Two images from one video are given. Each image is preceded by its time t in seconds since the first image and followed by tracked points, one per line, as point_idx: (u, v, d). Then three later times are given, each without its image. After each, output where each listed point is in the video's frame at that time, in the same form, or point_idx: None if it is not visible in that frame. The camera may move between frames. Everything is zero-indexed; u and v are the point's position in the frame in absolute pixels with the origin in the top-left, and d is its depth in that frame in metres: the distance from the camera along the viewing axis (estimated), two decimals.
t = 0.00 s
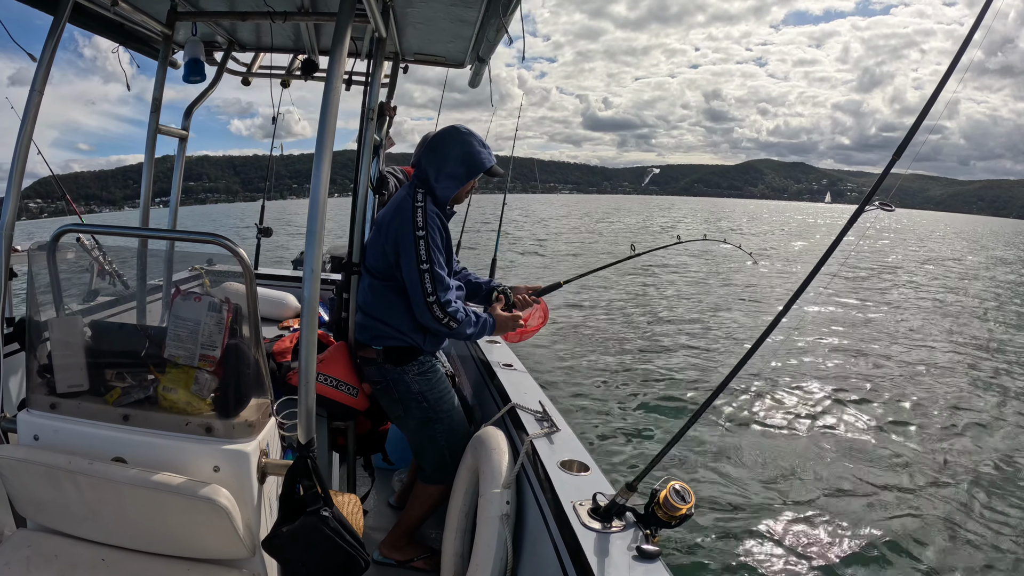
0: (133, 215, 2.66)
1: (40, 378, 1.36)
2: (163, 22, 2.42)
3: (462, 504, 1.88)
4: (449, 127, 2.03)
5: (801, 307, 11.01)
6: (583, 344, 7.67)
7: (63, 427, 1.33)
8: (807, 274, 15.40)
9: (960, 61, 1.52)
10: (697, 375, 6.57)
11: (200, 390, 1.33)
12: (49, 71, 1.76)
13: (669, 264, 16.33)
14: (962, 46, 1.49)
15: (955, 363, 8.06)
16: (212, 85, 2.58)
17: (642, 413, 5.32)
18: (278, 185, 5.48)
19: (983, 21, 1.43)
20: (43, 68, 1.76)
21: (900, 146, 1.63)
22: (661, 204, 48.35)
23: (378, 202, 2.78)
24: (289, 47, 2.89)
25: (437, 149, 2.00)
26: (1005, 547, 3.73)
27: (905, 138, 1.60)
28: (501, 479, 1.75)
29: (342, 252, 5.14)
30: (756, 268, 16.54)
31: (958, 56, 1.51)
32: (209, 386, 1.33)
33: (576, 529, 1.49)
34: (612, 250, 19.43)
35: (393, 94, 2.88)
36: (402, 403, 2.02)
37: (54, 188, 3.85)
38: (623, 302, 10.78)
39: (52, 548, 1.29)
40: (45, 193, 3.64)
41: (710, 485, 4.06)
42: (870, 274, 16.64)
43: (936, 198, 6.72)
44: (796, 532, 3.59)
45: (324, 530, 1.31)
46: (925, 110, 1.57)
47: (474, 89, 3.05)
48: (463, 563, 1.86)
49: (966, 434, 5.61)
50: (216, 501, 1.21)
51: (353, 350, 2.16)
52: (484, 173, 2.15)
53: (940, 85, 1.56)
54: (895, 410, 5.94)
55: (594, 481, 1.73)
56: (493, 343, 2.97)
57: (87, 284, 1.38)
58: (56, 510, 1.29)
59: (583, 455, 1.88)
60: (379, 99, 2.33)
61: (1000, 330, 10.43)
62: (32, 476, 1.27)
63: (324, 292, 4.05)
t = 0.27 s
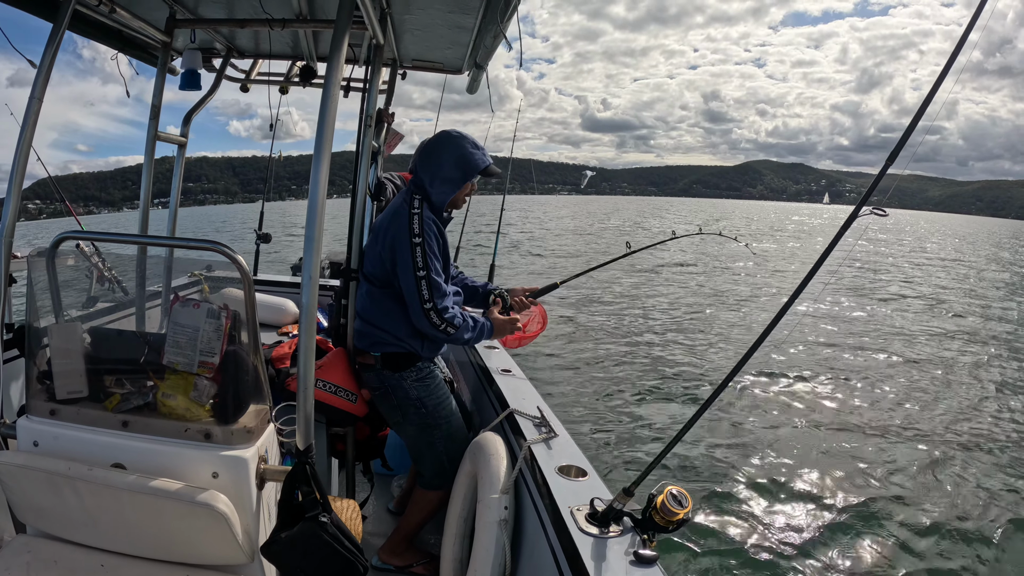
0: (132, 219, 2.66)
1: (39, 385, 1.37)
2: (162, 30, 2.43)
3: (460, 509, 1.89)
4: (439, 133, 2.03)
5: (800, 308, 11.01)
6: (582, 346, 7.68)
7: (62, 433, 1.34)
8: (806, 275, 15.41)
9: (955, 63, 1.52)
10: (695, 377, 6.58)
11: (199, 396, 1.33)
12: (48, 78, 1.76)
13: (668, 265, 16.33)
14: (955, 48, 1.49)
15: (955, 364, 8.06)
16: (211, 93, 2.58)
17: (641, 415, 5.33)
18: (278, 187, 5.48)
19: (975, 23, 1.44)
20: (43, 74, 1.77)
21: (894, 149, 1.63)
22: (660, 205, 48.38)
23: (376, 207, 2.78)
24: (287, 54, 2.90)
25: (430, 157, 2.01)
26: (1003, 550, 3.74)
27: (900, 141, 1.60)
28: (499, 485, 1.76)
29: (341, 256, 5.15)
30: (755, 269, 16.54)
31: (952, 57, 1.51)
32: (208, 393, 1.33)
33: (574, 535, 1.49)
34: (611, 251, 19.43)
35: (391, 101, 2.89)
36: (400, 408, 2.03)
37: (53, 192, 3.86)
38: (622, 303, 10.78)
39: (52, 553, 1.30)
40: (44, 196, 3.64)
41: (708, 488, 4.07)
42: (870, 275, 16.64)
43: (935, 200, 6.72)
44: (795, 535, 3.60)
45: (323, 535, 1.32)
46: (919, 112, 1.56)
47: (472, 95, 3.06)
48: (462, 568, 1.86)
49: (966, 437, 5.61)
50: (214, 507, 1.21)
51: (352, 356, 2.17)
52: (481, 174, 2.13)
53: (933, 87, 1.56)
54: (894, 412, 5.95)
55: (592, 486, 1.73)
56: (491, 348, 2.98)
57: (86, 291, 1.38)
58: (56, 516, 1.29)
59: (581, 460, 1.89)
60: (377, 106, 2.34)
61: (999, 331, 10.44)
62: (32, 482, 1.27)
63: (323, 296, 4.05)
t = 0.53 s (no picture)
0: (129, 221, 2.67)
1: (36, 387, 1.37)
2: (160, 33, 2.43)
3: (457, 512, 1.89)
4: (426, 138, 2.03)
5: (798, 309, 11.03)
6: (580, 347, 7.69)
7: (58, 436, 1.34)
8: (804, 276, 15.44)
9: (951, 60, 1.54)
10: (693, 378, 6.59)
11: (195, 399, 1.34)
12: (45, 81, 1.77)
13: (667, 267, 16.35)
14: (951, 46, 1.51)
15: (952, 365, 8.08)
16: (208, 96, 2.59)
17: (639, 417, 5.34)
18: (276, 189, 5.49)
19: (970, 22, 1.46)
20: (40, 77, 1.77)
21: (890, 149, 1.64)
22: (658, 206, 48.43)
23: (372, 210, 2.79)
24: (285, 57, 2.91)
25: (420, 163, 2.01)
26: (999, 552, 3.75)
27: (895, 141, 1.62)
28: (495, 488, 1.76)
29: (339, 258, 5.15)
30: (753, 270, 16.57)
31: (948, 55, 1.53)
32: (203, 396, 1.34)
33: (570, 539, 1.50)
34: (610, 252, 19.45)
35: (388, 104, 2.89)
36: (397, 411, 2.03)
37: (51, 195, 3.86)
38: (620, 304, 10.79)
39: (47, 555, 1.30)
40: (43, 199, 3.65)
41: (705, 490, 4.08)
42: (868, 276, 16.67)
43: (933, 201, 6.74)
44: (791, 538, 3.62)
45: (318, 539, 1.32)
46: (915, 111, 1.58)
47: (469, 98, 3.07)
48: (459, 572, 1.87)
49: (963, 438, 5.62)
50: (210, 510, 1.21)
51: (349, 359, 2.17)
52: (466, 167, 2.07)
53: (929, 86, 1.57)
54: (892, 414, 5.96)
55: (588, 490, 1.74)
56: (488, 351, 2.98)
57: (82, 293, 1.38)
58: (51, 519, 1.30)
59: (577, 464, 1.89)
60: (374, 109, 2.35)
61: (996, 331, 10.46)
62: (28, 484, 1.27)
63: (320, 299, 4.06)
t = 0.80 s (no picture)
0: (127, 221, 2.67)
1: (32, 387, 1.37)
2: (158, 32, 2.44)
3: (454, 513, 1.90)
4: (421, 138, 2.05)
5: (796, 311, 11.04)
6: (579, 348, 7.69)
7: (55, 435, 1.35)
8: (802, 277, 15.45)
9: (947, 63, 1.54)
10: (691, 379, 6.59)
11: (191, 399, 1.34)
12: (43, 80, 1.77)
13: (665, 268, 16.36)
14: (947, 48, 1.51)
15: (951, 366, 8.09)
16: (206, 96, 2.59)
17: (637, 418, 5.34)
18: (274, 190, 5.49)
19: (966, 25, 1.45)
20: (38, 77, 1.78)
21: (887, 150, 1.64)
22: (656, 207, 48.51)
23: (370, 210, 2.80)
24: (283, 57, 2.91)
25: (415, 162, 2.03)
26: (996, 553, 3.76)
27: (892, 142, 1.62)
28: (491, 489, 1.77)
29: (337, 259, 5.16)
30: (751, 271, 16.58)
31: (945, 56, 1.53)
32: (199, 396, 1.34)
33: (565, 540, 1.50)
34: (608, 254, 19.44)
35: (386, 104, 2.90)
36: (394, 412, 2.03)
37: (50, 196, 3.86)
38: (619, 305, 10.80)
39: (44, 555, 1.30)
40: (41, 200, 3.65)
41: (703, 491, 4.09)
42: (866, 277, 16.68)
43: (932, 203, 6.74)
44: (789, 539, 3.63)
45: (314, 539, 1.33)
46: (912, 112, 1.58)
47: (467, 99, 3.08)
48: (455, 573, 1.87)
49: (961, 440, 5.63)
50: (205, 510, 1.22)
51: (346, 360, 2.17)
52: (458, 167, 2.07)
53: (925, 89, 1.57)
54: (890, 415, 5.97)
55: (584, 491, 1.74)
56: (486, 352, 2.98)
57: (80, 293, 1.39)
58: (47, 518, 1.30)
59: (573, 465, 1.90)
60: (372, 109, 2.35)
61: (995, 333, 10.48)
62: (24, 484, 1.28)
63: (318, 300, 4.06)
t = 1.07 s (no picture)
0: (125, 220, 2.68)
1: (29, 385, 1.38)
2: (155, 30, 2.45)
3: (449, 512, 1.90)
4: (420, 131, 2.04)
5: (794, 310, 11.07)
6: (577, 348, 7.70)
7: (51, 433, 1.35)
8: (800, 277, 15.48)
9: (943, 58, 1.63)
10: (689, 379, 6.61)
11: (187, 397, 1.35)
12: (39, 79, 1.78)
13: (663, 268, 16.39)
14: (941, 47, 1.59)
15: (949, 365, 8.11)
16: (203, 94, 2.60)
17: (634, 417, 5.36)
18: (272, 190, 5.50)
19: (960, 24, 1.55)
20: (34, 76, 1.79)
21: (882, 146, 1.68)
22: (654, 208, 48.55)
23: (366, 208, 2.80)
24: (280, 56, 2.92)
25: (415, 163, 2.02)
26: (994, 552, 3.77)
27: (887, 138, 1.67)
28: (486, 488, 1.77)
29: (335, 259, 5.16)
30: (749, 271, 16.61)
31: (939, 55, 1.63)
32: (195, 394, 1.35)
33: (559, 538, 1.51)
34: (606, 254, 19.46)
35: (383, 102, 2.91)
36: (390, 410, 2.04)
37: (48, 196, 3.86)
38: (618, 305, 10.81)
39: (41, 553, 1.32)
40: (38, 200, 3.66)
41: (701, 491, 4.10)
42: (863, 276, 16.72)
43: (928, 202, 6.77)
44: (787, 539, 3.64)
45: (309, 537, 1.33)
46: (907, 108, 1.63)
47: (464, 97, 3.09)
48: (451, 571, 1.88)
49: (957, 437, 5.65)
50: (201, 508, 1.23)
51: (343, 358, 2.18)
52: (458, 169, 2.10)
53: (920, 86, 1.64)
54: (888, 415, 5.98)
55: (578, 490, 1.75)
56: (482, 351, 2.99)
57: (76, 291, 1.39)
58: (43, 516, 1.31)
59: (568, 463, 1.91)
60: (368, 107, 2.36)
61: (994, 332, 10.49)
62: (20, 482, 1.29)
63: (315, 299, 4.07)
